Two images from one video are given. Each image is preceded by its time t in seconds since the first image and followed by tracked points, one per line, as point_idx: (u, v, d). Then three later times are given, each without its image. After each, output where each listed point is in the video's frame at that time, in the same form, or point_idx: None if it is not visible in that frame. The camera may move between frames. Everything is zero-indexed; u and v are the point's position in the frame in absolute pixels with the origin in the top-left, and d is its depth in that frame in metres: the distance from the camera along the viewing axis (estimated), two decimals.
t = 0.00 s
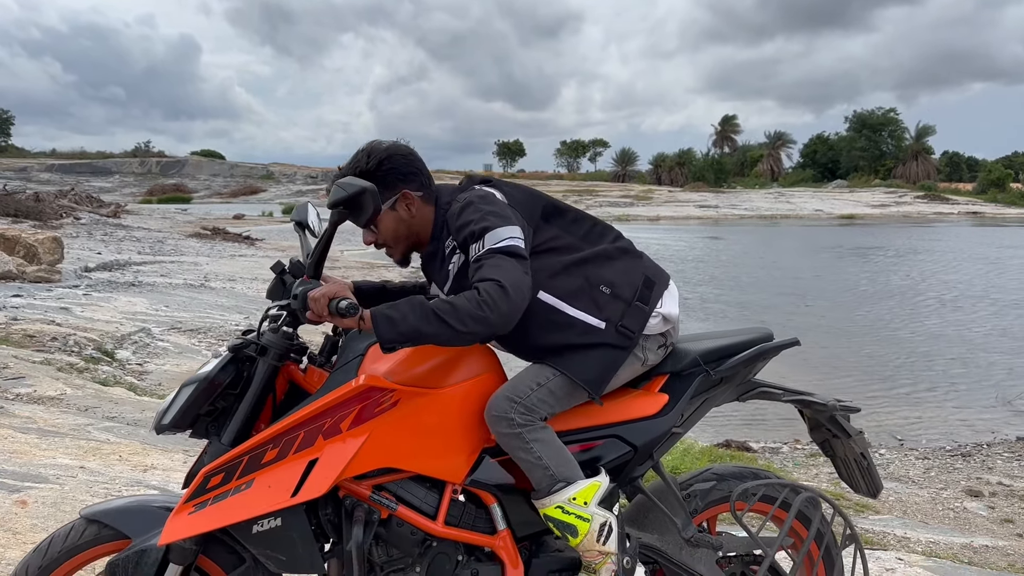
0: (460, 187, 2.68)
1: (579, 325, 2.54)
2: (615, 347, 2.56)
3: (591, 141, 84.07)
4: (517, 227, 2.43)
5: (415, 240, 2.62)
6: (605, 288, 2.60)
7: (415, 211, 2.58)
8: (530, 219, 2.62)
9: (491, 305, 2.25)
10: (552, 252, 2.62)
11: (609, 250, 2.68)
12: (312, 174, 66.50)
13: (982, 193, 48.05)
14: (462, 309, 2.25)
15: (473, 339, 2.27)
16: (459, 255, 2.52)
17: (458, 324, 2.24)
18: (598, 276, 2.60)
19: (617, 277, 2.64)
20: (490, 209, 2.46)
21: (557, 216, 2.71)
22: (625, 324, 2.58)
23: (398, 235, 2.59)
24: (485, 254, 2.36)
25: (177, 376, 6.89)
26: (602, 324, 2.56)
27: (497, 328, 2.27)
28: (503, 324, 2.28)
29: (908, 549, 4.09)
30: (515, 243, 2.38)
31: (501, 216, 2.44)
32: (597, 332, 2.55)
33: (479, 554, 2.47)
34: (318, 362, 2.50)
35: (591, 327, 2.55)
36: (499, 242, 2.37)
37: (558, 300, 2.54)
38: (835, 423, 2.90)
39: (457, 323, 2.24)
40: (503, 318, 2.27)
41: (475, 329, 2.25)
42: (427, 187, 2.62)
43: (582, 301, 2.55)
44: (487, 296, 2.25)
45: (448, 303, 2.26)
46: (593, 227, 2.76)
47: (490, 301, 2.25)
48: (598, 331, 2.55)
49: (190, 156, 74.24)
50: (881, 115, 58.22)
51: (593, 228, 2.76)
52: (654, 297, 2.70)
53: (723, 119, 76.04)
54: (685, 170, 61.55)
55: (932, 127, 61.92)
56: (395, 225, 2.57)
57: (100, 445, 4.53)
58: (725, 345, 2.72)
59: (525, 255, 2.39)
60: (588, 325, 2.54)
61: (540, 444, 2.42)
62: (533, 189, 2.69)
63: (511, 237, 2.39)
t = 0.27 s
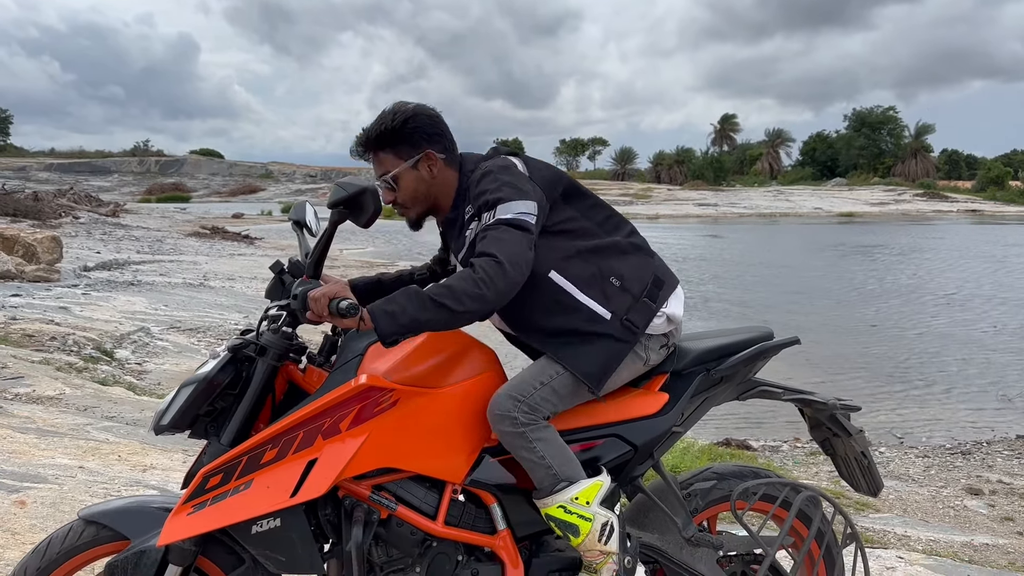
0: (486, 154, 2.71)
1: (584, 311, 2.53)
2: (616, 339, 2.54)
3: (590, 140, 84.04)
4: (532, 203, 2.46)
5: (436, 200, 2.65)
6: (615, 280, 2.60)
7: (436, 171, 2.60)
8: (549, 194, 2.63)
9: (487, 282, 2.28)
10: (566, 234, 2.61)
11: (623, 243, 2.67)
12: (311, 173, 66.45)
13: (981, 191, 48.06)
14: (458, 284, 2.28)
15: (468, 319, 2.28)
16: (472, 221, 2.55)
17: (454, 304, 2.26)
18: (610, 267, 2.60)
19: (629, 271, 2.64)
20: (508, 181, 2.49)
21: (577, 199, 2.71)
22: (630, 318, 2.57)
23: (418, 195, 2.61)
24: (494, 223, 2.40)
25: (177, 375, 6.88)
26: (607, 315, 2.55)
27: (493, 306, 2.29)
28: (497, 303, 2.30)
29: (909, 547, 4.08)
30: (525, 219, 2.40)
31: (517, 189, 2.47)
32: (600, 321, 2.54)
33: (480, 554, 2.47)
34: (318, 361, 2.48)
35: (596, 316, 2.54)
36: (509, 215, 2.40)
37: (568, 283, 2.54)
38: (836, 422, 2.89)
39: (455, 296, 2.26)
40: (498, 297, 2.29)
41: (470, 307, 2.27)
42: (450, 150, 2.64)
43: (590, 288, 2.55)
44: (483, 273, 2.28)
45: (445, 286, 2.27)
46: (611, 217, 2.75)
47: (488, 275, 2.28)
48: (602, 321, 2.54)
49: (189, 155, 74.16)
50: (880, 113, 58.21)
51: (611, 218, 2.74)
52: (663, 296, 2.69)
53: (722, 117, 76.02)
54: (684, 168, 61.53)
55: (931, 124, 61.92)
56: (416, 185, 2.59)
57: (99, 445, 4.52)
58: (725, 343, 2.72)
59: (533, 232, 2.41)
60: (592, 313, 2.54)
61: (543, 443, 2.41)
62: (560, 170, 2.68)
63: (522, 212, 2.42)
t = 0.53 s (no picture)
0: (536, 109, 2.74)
1: (581, 290, 2.55)
2: (607, 327, 2.55)
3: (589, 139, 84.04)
4: (561, 170, 2.47)
5: (485, 127, 2.74)
6: (625, 272, 2.58)
7: (498, 97, 2.70)
8: (582, 168, 2.60)
9: (484, 238, 2.34)
10: (587, 213, 2.61)
11: (641, 240, 2.66)
12: (310, 172, 66.39)
13: (980, 190, 48.04)
14: (456, 237, 2.34)
15: (457, 277, 2.33)
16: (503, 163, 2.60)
17: (451, 258, 2.32)
18: (623, 257, 2.59)
19: (641, 267, 2.62)
20: (548, 143, 2.49)
21: (614, 182, 2.67)
22: (624, 312, 2.55)
23: (473, 117, 2.70)
24: (513, 176, 2.44)
25: (176, 375, 6.87)
26: (604, 302, 2.55)
27: (485, 262, 2.35)
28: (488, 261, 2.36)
29: (909, 546, 4.07)
30: (541, 186, 2.43)
31: (554, 153, 2.48)
32: (596, 306, 2.55)
33: (480, 555, 2.46)
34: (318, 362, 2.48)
35: (592, 298, 2.55)
36: (528, 173, 2.43)
37: (575, 260, 2.55)
38: (837, 422, 2.88)
39: (456, 239, 2.33)
40: (489, 257, 2.35)
41: (465, 261, 2.33)
42: (515, 84, 2.74)
43: (596, 271, 2.56)
44: (482, 228, 2.35)
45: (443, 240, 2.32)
46: (638, 213, 2.73)
47: (487, 230, 2.35)
48: (596, 306, 2.55)
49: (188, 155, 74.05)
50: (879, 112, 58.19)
51: (637, 214, 2.73)
52: (665, 304, 2.64)
53: (721, 116, 76.00)
54: (683, 167, 61.50)
55: (930, 123, 61.90)
56: (475, 106, 2.69)
57: (98, 446, 4.51)
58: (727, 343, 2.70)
59: (546, 197, 2.43)
60: (588, 293, 2.55)
61: (535, 445, 2.41)
62: (604, 150, 2.65)
63: (544, 175, 2.44)
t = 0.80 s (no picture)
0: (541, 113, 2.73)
1: (584, 296, 2.53)
2: (610, 335, 2.54)
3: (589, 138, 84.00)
4: (564, 174, 2.47)
5: (495, 126, 2.72)
6: (628, 278, 2.58)
7: (510, 95, 2.69)
8: (586, 172, 2.59)
9: (484, 239, 2.33)
10: (591, 218, 2.60)
11: (643, 246, 2.66)
12: (310, 172, 66.38)
13: (979, 189, 48.04)
14: (457, 240, 2.34)
15: (458, 280, 2.32)
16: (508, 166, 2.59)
17: (451, 262, 2.31)
18: (626, 263, 2.58)
19: (644, 273, 2.62)
20: (550, 146, 2.49)
21: (618, 187, 2.67)
22: (627, 319, 2.55)
23: (485, 114, 2.69)
24: (515, 179, 2.44)
25: (175, 376, 6.86)
26: (607, 309, 2.54)
27: (485, 265, 2.33)
28: (490, 265, 2.34)
29: (910, 546, 4.07)
30: (543, 187, 2.42)
31: (558, 155, 2.48)
32: (600, 312, 2.53)
33: (480, 557, 2.46)
34: (317, 363, 2.47)
35: (596, 305, 2.53)
36: (530, 176, 2.43)
37: (579, 267, 2.54)
38: (838, 422, 2.88)
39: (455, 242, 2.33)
40: (490, 258, 2.33)
41: (465, 264, 2.32)
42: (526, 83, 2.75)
43: (600, 277, 2.55)
44: (483, 230, 2.34)
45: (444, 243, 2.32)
46: (642, 219, 2.73)
47: (487, 232, 2.34)
48: (599, 313, 2.54)
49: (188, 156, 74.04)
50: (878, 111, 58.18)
51: (640, 219, 2.72)
52: (666, 311, 2.64)
53: (721, 116, 75.99)
54: (683, 166, 61.49)
55: (929, 122, 61.89)
56: (488, 103, 2.67)
57: (97, 447, 4.50)
58: (727, 345, 2.70)
59: (548, 200, 2.43)
60: (592, 300, 2.53)
61: (532, 448, 2.40)
62: (607, 155, 2.65)
63: (546, 178, 2.44)
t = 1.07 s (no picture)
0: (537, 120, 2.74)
1: (588, 298, 2.52)
2: (616, 335, 2.52)
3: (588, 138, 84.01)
4: (563, 175, 2.48)
5: (501, 139, 2.72)
6: (631, 278, 2.58)
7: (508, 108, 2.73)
8: (585, 174, 2.59)
9: (485, 241, 2.33)
10: (592, 219, 2.60)
11: (645, 245, 2.66)
12: (309, 173, 66.39)
13: (979, 188, 48.03)
14: (456, 244, 2.34)
15: (458, 282, 2.32)
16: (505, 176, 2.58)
17: (449, 264, 2.30)
18: (628, 263, 2.58)
19: (646, 273, 2.62)
20: (548, 149, 2.50)
21: (617, 188, 2.67)
22: (633, 319, 2.54)
23: (493, 129, 2.68)
24: (514, 182, 2.44)
25: (175, 377, 6.86)
26: (611, 309, 2.53)
27: (486, 266, 2.33)
28: (491, 266, 2.33)
29: (910, 546, 4.07)
30: (543, 188, 2.43)
31: (556, 157, 2.49)
32: (604, 313, 2.52)
33: (479, 558, 2.45)
34: (315, 364, 2.46)
35: (600, 306, 2.52)
36: (529, 178, 2.43)
37: (582, 269, 2.53)
38: (837, 423, 2.88)
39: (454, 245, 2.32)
40: (491, 259, 2.33)
41: (464, 266, 2.31)
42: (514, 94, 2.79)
43: (603, 277, 2.54)
44: (483, 232, 2.34)
45: (443, 246, 2.32)
46: (642, 218, 2.73)
47: (487, 235, 2.34)
48: (605, 314, 2.52)
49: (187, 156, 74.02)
50: (877, 110, 58.17)
51: (641, 218, 2.72)
52: (669, 310, 2.65)
53: (720, 116, 75.99)
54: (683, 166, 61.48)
55: (928, 122, 61.87)
56: (494, 117, 2.67)
57: (96, 448, 4.50)
58: (726, 345, 2.70)
59: (548, 202, 2.43)
60: (597, 302, 2.52)
61: (532, 447, 2.40)
62: (605, 157, 2.65)
63: (545, 180, 2.44)
